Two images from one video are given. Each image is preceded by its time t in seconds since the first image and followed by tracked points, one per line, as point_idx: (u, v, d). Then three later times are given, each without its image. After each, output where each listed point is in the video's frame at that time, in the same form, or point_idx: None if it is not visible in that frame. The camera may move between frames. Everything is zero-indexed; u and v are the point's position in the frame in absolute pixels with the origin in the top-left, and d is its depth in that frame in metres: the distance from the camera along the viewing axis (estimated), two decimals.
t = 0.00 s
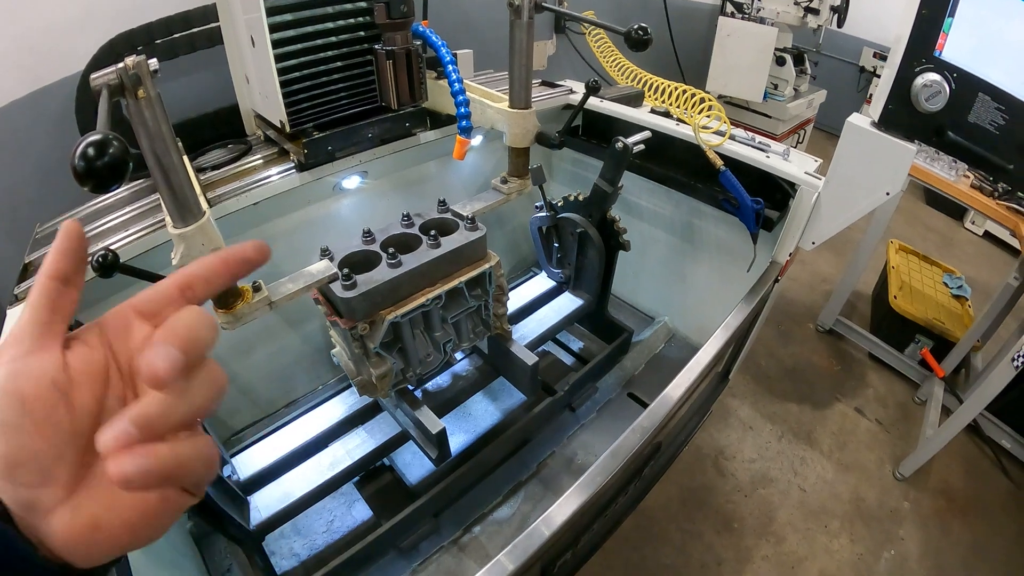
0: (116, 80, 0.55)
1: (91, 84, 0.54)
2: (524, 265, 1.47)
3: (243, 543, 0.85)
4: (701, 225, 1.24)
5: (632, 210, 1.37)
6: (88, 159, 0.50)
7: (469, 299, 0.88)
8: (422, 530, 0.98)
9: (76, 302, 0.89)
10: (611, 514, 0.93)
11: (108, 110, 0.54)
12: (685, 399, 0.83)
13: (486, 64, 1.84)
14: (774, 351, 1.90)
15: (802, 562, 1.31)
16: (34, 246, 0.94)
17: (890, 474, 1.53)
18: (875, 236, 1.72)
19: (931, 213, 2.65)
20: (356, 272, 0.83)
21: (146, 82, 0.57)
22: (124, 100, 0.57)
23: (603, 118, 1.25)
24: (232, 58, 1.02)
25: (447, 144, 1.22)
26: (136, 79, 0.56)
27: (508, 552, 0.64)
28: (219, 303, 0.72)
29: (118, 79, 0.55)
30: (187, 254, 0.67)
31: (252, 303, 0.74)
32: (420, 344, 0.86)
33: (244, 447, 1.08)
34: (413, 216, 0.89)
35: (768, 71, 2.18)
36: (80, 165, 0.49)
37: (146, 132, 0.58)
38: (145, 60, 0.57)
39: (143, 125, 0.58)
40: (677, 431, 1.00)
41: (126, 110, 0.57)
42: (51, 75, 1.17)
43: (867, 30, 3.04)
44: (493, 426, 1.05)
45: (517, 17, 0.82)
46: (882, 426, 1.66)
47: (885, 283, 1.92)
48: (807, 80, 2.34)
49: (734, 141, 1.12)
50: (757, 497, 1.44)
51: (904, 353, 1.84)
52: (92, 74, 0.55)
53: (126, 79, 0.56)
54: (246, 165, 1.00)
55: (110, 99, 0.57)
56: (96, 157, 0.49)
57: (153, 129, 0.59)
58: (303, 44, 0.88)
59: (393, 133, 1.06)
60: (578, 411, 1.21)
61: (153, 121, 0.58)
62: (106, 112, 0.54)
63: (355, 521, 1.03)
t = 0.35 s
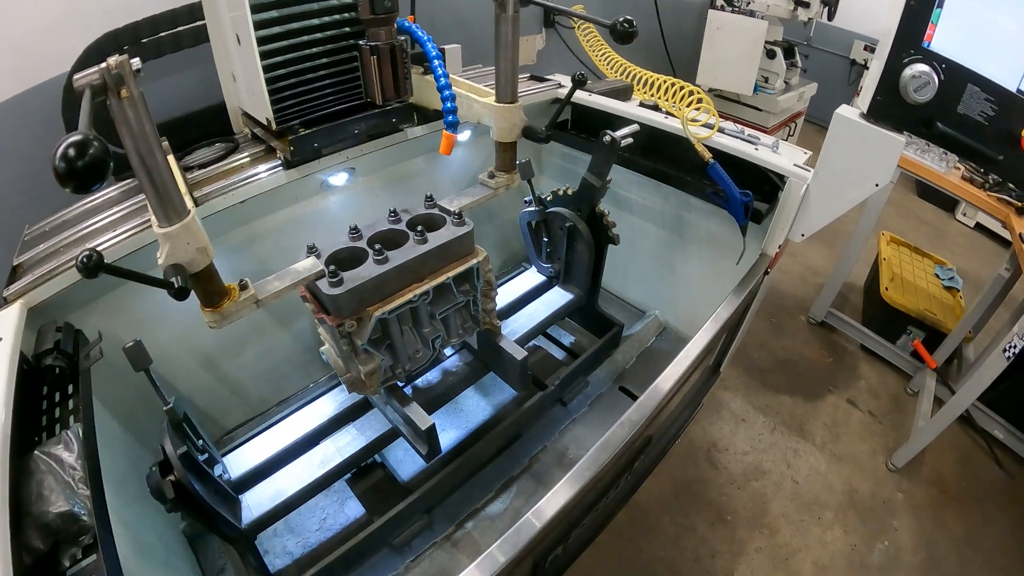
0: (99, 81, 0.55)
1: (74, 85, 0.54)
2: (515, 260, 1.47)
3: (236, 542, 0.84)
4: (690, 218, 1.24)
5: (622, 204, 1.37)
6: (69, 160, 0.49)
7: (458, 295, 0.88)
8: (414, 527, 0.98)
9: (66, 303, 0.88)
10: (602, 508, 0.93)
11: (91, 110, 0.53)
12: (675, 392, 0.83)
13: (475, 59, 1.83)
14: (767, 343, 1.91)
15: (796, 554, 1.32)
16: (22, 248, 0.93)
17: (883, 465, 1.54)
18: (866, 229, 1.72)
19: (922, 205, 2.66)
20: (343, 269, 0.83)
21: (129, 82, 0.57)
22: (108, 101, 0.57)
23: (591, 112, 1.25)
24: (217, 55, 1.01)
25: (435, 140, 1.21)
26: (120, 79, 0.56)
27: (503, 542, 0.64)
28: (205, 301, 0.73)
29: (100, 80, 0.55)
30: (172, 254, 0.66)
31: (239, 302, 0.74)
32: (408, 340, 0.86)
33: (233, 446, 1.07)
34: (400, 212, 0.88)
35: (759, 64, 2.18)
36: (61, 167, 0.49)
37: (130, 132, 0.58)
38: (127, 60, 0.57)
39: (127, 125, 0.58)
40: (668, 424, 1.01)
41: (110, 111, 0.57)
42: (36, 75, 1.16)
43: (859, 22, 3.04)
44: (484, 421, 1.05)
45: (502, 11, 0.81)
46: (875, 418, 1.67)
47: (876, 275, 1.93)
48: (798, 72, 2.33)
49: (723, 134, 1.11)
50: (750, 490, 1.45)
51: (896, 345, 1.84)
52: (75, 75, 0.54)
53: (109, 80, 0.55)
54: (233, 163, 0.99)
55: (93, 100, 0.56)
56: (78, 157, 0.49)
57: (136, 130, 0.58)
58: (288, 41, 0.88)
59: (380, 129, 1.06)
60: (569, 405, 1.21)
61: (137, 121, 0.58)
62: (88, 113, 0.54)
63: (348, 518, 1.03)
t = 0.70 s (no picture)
0: (103, 62, 0.53)
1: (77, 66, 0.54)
2: (522, 250, 1.46)
3: (241, 533, 0.84)
4: (700, 210, 1.22)
5: (632, 195, 1.35)
6: (71, 141, 0.48)
7: (467, 284, 0.87)
8: (420, 518, 0.98)
9: (69, 292, 0.87)
10: (610, 500, 0.92)
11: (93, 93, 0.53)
12: (686, 385, 0.82)
13: (483, 47, 1.81)
14: (774, 337, 1.90)
15: (801, 548, 1.31)
16: (26, 236, 0.92)
17: (889, 462, 1.53)
18: (875, 224, 1.71)
19: (930, 202, 2.64)
20: (351, 257, 0.82)
21: (133, 64, 0.55)
22: (112, 82, 0.56)
23: (602, 101, 1.23)
24: (224, 41, 1.00)
25: (443, 127, 1.20)
26: (123, 61, 0.54)
27: (511, 536, 0.64)
28: (211, 289, 0.72)
29: (105, 62, 0.54)
30: (178, 240, 0.65)
31: (245, 290, 0.73)
32: (417, 329, 0.85)
33: (240, 435, 1.07)
34: (410, 200, 0.87)
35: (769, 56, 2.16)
36: (63, 147, 0.48)
37: (135, 116, 0.56)
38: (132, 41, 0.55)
39: (131, 107, 0.56)
40: (677, 417, 1.00)
41: (115, 92, 0.55)
42: (39, 60, 1.15)
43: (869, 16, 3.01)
44: (492, 412, 1.04)
45: None
46: (881, 414, 1.66)
47: (884, 270, 1.91)
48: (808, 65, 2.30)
49: (735, 124, 1.10)
50: (756, 483, 1.44)
51: (903, 341, 1.83)
52: (78, 56, 0.54)
53: (114, 61, 0.54)
54: (239, 149, 0.98)
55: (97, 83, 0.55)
56: (80, 137, 0.48)
57: (142, 114, 0.57)
58: (296, 25, 0.86)
59: (388, 116, 1.04)
60: (577, 396, 1.20)
61: (142, 104, 0.57)
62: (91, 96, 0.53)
63: (353, 508, 1.03)
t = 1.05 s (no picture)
0: (118, 60, 0.53)
1: (92, 64, 0.52)
2: (534, 253, 1.46)
3: (250, 535, 0.83)
4: (716, 216, 1.21)
5: (646, 200, 1.35)
6: (86, 142, 0.48)
7: (483, 289, 0.86)
8: (430, 523, 0.97)
9: (78, 291, 0.87)
10: (622, 509, 0.91)
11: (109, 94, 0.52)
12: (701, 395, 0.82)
13: (498, 49, 1.80)
14: (785, 344, 1.89)
15: (809, 558, 1.30)
16: (38, 233, 0.92)
17: (897, 471, 1.52)
18: (888, 232, 1.69)
19: (941, 209, 2.62)
20: (367, 260, 0.81)
21: (150, 62, 0.55)
22: (127, 81, 0.55)
23: (618, 105, 1.23)
24: (239, 41, 0.99)
25: (459, 130, 1.19)
26: (140, 59, 0.53)
27: (523, 549, 0.64)
28: (225, 291, 0.71)
29: (121, 60, 0.53)
30: (192, 242, 0.65)
31: (261, 292, 0.73)
32: (432, 334, 0.85)
33: (251, 436, 1.07)
34: (426, 203, 0.87)
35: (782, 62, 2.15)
36: (78, 148, 0.47)
37: (151, 115, 0.56)
38: (150, 39, 0.54)
39: (146, 106, 0.56)
40: (690, 424, 0.99)
41: (130, 91, 0.55)
42: (53, 57, 1.15)
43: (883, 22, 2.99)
44: (503, 417, 1.04)
45: None
46: (891, 423, 1.64)
47: (896, 278, 1.90)
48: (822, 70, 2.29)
49: (752, 131, 1.09)
50: (765, 492, 1.43)
51: (914, 350, 1.82)
52: (93, 55, 0.52)
53: (129, 59, 0.53)
54: (253, 149, 0.98)
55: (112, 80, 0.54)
56: (96, 139, 0.48)
57: (157, 112, 0.56)
58: (314, 26, 0.86)
59: (404, 118, 1.04)
60: (588, 403, 1.20)
61: (158, 102, 0.56)
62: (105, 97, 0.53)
63: (362, 511, 1.02)
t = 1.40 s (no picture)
0: (130, 60, 0.52)
1: (104, 64, 0.52)
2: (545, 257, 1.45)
3: (257, 535, 0.84)
4: (728, 223, 1.20)
5: (659, 206, 1.34)
6: (98, 143, 0.48)
7: (493, 294, 0.86)
8: (436, 526, 0.97)
9: (88, 288, 0.87)
10: (629, 516, 0.91)
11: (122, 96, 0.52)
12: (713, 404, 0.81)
13: (510, 51, 1.80)
14: (794, 352, 1.88)
15: (815, 567, 1.29)
16: (49, 229, 0.92)
17: (905, 482, 1.50)
18: (899, 241, 1.68)
19: (953, 217, 2.60)
20: (378, 263, 0.81)
21: (162, 62, 0.55)
22: (139, 81, 0.55)
23: (632, 109, 1.23)
24: (253, 41, 1.00)
25: (472, 132, 1.19)
26: (153, 59, 0.53)
27: (532, 555, 0.63)
28: (235, 292, 0.71)
29: (133, 59, 0.53)
30: (204, 243, 0.65)
31: (272, 294, 0.73)
32: (441, 337, 0.84)
33: (260, 436, 1.06)
34: (438, 206, 0.86)
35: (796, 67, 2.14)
36: (89, 151, 0.47)
37: (163, 114, 0.56)
38: (162, 39, 0.54)
39: (159, 106, 0.55)
40: (699, 432, 0.98)
41: (142, 91, 0.55)
42: (68, 55, 1.15)
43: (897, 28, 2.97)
44: (511, 421, 1.03)
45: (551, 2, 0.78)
46: (900, 433, 1.63)
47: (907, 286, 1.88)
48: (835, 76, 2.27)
49: (766, 137, 1.08)
50: (771, 500, 1.42)
51: (924, 359, 1.80)
52: (106, 53, 0.52)
53: (142, 60, 0.53)
54: (265, 149, 0.98)
55: (124, 80, 0.54)
56: (107, 141, 0.48)
57: (169, 112, 0.56)
58: (328, 27, 0.86)
59: (416, 120, 1.04)
60: (597, 409, 1.19)
61: (170, 102, 0.56)
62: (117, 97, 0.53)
63: (368, 512, 1.02)
